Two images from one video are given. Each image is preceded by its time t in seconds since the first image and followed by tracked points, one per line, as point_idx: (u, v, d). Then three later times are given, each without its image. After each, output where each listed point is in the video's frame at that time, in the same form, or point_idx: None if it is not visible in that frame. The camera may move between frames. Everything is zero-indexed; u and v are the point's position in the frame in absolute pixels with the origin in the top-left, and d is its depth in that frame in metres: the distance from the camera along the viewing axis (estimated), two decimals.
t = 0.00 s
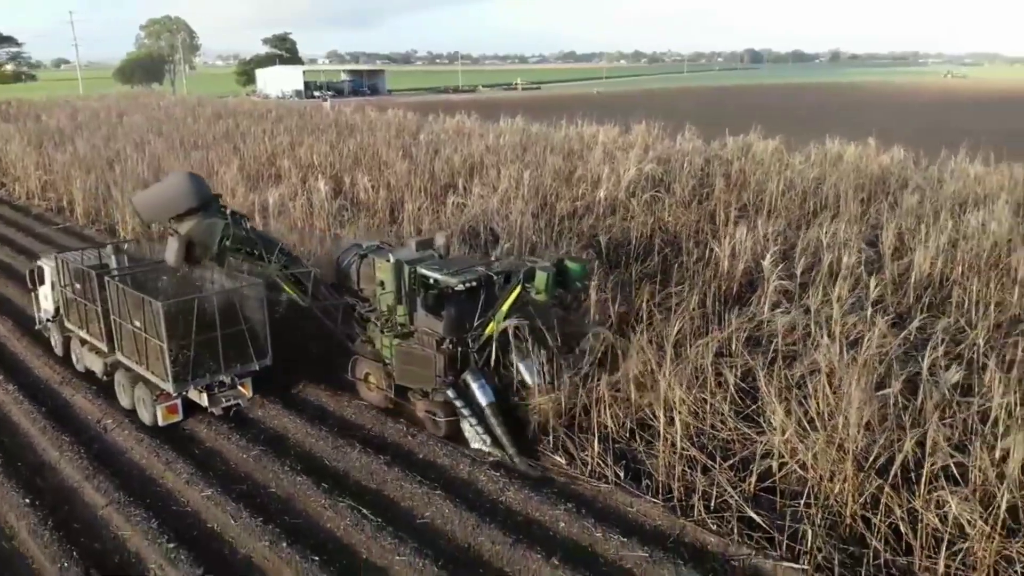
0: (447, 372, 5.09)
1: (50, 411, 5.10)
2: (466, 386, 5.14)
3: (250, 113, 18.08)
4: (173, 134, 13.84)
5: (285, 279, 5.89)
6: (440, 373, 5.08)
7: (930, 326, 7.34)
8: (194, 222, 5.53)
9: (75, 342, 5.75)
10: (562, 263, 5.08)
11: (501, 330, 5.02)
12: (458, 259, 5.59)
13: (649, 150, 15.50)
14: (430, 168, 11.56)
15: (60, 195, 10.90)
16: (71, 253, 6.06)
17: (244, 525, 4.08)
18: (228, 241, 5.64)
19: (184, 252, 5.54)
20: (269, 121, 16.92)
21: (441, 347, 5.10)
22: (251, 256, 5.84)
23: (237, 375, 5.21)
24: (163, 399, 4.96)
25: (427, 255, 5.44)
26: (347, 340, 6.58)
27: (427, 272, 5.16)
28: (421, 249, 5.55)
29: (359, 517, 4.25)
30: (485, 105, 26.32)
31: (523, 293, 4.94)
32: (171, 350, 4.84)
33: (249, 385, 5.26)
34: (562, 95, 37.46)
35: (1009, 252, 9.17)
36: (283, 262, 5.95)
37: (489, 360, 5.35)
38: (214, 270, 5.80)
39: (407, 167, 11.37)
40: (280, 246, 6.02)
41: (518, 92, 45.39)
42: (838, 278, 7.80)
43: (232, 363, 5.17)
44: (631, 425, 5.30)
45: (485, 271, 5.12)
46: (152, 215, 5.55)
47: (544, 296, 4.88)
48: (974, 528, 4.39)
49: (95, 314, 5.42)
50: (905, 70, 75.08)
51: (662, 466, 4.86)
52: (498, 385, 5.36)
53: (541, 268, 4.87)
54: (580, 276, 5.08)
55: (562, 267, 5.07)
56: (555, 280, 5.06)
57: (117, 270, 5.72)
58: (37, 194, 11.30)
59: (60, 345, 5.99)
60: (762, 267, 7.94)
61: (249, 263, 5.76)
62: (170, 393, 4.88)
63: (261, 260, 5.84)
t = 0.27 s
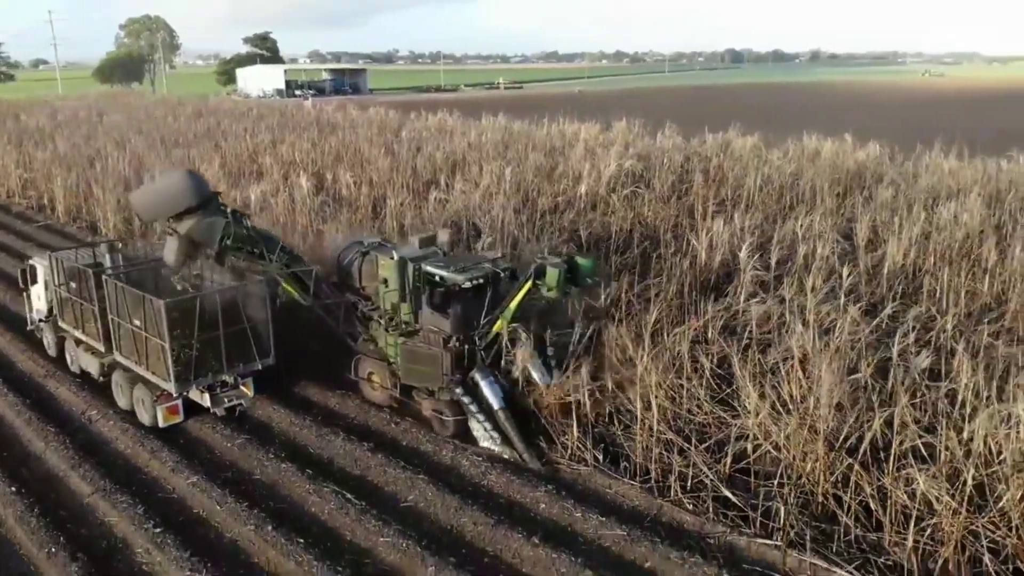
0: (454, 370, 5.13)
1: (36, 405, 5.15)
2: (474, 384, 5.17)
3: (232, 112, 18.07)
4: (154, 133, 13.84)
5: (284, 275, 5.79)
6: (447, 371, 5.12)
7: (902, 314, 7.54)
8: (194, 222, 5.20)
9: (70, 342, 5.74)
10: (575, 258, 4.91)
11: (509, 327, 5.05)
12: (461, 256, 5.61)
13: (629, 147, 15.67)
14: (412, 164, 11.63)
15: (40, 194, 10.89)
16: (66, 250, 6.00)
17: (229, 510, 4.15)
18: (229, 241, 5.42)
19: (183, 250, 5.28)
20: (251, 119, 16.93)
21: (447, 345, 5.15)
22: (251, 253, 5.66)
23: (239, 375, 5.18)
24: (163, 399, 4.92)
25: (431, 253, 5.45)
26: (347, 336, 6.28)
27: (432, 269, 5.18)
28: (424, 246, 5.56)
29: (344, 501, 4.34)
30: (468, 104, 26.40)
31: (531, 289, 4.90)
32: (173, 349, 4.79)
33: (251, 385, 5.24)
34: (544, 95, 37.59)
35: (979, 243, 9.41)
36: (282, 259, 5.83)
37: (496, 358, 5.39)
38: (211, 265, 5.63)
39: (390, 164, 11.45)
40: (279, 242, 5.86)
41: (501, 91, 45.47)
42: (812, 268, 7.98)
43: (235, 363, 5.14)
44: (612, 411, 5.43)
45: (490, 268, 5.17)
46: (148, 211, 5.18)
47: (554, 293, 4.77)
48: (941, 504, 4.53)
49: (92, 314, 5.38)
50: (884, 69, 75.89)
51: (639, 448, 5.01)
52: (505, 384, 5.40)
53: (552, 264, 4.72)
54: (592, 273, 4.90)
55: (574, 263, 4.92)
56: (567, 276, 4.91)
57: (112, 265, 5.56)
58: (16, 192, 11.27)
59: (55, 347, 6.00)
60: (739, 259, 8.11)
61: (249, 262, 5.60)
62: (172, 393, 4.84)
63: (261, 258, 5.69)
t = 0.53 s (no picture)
0: (461, 367, 5.08)
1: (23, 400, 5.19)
2: (481, 381, 5.14)
3: (214, 111, 18.04)
4: (135, 132, 13.81)
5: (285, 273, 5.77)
6: (454, 368, 5.06)
7: (877, 303, 7.70)
8: (195, 220, 5.23)
9: (63, 342, 5.71)
10: (583, 252, 4.96)
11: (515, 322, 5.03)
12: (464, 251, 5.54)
13: (611, 144, 15.81)
14: (395, 161, 11.69)
15: (19, 191, 10.85)
16: (59, 248, 5.93)
17: (214, 496, 4.21)
18: (229, 237, 5.41)
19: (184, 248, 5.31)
20: (233, 118, 16.91)
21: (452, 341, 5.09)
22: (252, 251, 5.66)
23: (240, 375, 5.12)
24: (163, 400, 4.86)
25: (434, 247, 5.37)
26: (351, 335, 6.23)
27: (437, 264, 5.11)
28: (428, 241, 5.49)
29: (328, 486, 4.41)
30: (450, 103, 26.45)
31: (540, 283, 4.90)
32: (174, 349, 4.70)
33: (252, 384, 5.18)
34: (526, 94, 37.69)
35: (952, 234, 9.60)
36: (284, 257, 5.79)
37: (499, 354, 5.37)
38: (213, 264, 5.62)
39: (372, 160, 11.50)
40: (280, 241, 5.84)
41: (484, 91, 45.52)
42: (788, 260, 8.13)
43: (237, 362, 5.07)
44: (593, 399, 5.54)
45: (496, 263, 5.13)
46: (149, 210, 5.22)
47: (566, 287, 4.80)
48: (911, 483, 4.64)
49: (88, 314, 5.33)
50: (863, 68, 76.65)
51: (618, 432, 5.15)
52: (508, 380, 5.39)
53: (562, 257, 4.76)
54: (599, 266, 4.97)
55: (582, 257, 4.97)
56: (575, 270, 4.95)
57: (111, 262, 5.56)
58: None
59: (47, 347, 5.98)
60: (717, 251, 8.25)
61: (251, 260, 5.59)
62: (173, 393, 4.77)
63: (262, 255, 5.68)
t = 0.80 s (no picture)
0: (460, 362, 5.05)
1: None
2: (482, 376, 5.10)
3: (183, 109, 17.90)
4: (102, 130, 13.70)
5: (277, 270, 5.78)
6: (453, 363, 5.04)
7: (839, 290, 7.91)
8: (182, 212, 5.48)
9: (46, 343, 5.73)
10: (584, 243, 4.96)
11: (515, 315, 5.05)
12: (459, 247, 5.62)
13: (581, 140, 15.96)
14: (366, 157, 11.73)
15: None
16: (39, 247, 5.92)
17: (188, 483, 4.26)
18: (218, 231, 5.56)
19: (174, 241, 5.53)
20: (203, 116, 16.80)
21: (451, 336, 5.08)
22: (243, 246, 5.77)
23: (234, 373, 5.09)
24: (154, 400, 4.83)
25: (429, 243, 5.44)
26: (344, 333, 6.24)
27: (434, 259, 5.17)
28: (422, 236, 5.56)
29: (302, 471, 4.48)
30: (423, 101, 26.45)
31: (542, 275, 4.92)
32: (168, 347, 4.66)
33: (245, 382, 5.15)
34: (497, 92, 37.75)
35: (912, 223, 9.86)
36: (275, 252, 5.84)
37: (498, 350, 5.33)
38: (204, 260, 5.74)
39: (343, 155, 11.51)
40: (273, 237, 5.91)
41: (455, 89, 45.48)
42: (753, 249, 8.32)
43: (230, 360, 5.03)
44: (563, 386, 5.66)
45: (494, 257, 5.16)
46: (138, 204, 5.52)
47: (568, 279, 4.83)
48: (869, 458, 4.80)
49: (74, 314, 5.32)
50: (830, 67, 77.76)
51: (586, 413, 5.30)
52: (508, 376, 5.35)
53: (564, 249, 4.79)
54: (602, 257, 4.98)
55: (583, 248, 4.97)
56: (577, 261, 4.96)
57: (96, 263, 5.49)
58: None
59: (29, 348, 6.01)
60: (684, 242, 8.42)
61: (240, 254, 5.69)
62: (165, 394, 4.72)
63: (253, 251, 5.76)
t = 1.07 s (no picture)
0: (452, 358, 5.09)
1: None
2: (475, 372, 5.16)
3: (142, 108, 17.68)
4: (58, 128, 13.49)
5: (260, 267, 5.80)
6: (444, 361, 5.07)
7: (793, 277, 8.15)
8: (164, 211, 5.38)
9: (22, 346, 5.75)
10: (577, 235, 4.86)
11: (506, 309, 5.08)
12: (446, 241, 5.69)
13: (544, 136, 16.12)
14: (328, 154, 11.72)
15: None
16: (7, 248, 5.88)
17: (153, 472, 4.30)
18: (201, 229, 5.51)
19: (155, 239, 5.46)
20: (162, 114, 16.62)
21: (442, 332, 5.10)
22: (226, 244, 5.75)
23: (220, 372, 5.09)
24: (137, 402, 4.80)
25: (417, 238, 5.49)
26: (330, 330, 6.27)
27: (425, 254, 5.26)
28: (409, 232, 5.61)
29: (267, 458, 4.53)
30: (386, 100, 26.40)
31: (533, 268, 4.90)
32: (152, 347, 4.65)
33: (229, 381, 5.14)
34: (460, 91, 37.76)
35: (864, 213, 10.17)
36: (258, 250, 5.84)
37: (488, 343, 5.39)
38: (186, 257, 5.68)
39: (305, 152, 11.50)
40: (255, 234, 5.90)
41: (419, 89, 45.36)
42: (710, 239, 8.53)
43: (216, 359, 5.03)
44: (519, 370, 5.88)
45: (484, 253, 5.29)
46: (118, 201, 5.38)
47: (560, 271, 4.74)
48: (819, 432, 4.97)
49: (51, 316, 5.32)
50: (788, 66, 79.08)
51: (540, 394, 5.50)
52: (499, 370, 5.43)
53: (557, 242, 4.70)
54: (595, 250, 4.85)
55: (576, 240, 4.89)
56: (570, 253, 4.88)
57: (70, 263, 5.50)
58: None
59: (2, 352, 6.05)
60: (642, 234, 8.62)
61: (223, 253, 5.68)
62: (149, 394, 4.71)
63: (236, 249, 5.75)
